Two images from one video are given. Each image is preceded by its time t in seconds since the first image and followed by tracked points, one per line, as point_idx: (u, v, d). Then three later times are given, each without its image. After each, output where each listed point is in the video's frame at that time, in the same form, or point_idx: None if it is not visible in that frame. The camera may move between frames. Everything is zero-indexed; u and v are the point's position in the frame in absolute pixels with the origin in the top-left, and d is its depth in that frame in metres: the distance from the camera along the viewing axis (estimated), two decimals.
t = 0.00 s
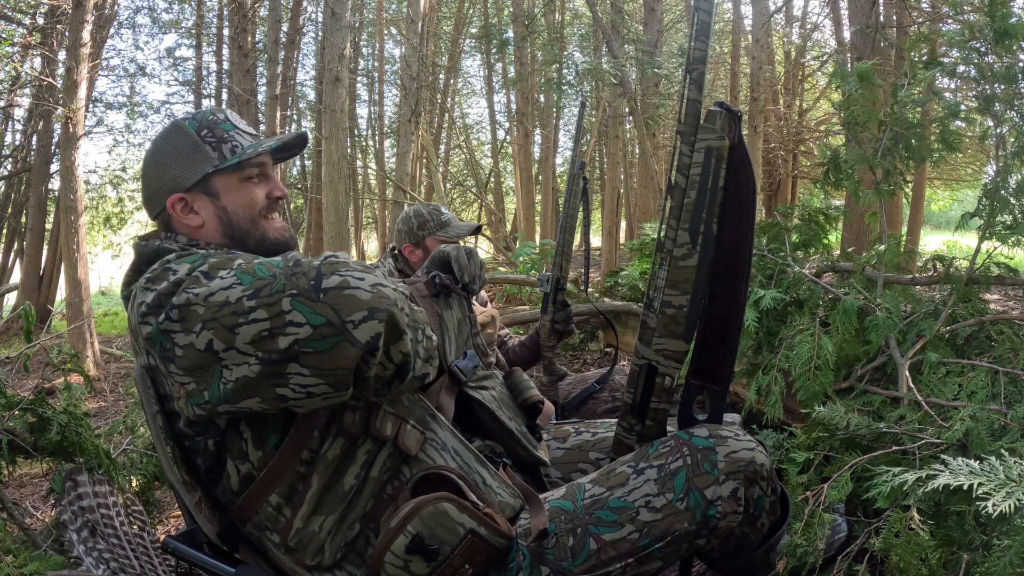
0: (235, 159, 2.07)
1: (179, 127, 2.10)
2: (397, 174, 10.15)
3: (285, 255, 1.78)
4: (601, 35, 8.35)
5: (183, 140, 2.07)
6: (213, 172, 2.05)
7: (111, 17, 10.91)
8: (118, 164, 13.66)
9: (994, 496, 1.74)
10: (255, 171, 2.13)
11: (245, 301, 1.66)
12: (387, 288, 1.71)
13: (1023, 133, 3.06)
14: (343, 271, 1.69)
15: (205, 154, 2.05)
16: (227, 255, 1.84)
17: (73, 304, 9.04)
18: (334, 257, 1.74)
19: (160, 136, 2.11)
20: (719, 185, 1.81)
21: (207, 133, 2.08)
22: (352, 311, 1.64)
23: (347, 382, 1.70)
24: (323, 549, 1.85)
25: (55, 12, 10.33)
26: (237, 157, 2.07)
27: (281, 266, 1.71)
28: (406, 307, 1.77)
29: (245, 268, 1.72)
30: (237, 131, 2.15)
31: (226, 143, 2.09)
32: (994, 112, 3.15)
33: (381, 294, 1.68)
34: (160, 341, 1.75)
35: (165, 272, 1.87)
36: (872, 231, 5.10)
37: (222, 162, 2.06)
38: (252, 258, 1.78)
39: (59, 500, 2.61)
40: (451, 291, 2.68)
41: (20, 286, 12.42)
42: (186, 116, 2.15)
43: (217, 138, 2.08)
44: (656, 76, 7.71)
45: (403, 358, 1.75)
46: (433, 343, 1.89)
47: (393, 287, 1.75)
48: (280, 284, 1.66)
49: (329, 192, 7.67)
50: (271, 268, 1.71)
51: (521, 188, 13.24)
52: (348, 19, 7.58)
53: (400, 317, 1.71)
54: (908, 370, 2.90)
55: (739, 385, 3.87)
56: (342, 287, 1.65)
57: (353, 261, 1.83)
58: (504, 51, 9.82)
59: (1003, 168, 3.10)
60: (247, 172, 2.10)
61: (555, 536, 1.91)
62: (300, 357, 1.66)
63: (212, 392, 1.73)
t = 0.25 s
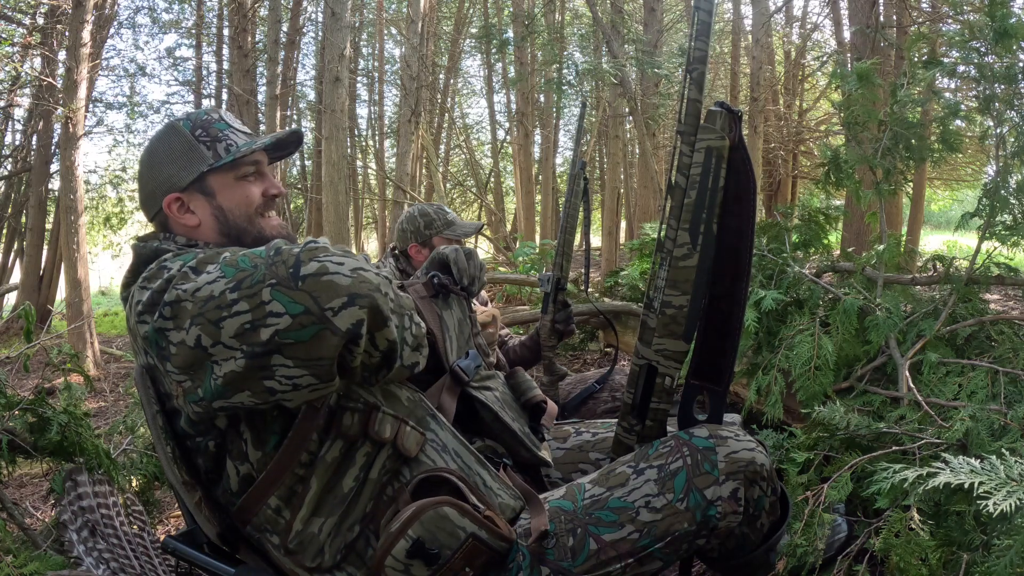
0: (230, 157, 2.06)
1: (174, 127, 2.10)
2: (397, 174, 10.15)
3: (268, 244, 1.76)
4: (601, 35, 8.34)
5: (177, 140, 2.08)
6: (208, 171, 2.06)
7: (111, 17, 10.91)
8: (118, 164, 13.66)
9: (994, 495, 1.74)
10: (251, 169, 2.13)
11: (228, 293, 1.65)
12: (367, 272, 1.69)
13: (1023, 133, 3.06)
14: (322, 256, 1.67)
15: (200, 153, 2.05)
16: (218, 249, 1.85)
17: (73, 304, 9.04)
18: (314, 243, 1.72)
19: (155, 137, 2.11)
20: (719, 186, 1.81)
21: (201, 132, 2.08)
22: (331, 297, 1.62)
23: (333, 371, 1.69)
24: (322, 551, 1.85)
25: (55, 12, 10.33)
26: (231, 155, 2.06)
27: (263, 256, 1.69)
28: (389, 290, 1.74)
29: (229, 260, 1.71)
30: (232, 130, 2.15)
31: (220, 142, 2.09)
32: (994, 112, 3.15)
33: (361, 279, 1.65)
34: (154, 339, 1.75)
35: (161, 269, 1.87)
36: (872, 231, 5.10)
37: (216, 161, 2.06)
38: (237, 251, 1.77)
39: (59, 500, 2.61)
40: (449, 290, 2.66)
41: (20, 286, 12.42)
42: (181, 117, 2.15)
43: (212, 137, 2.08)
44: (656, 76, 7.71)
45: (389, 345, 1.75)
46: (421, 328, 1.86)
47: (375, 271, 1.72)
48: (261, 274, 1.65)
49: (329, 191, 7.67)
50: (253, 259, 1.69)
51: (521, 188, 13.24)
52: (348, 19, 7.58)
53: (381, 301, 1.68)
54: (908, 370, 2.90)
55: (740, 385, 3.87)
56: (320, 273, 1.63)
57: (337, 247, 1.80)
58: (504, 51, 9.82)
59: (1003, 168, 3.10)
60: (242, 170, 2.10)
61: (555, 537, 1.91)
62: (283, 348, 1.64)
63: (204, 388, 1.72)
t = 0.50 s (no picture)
0: (226, 158, 2.06)
1: (170, 128, 2.10)
2: (397, 174, 10.15)
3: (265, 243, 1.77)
4: (601, 35, 8.34)
5: (174, 141, 2.08)
6: (205, 172, 2.06)
7: (111, 17, 10.91)
8: (118, 164, 13.66)
9: (993, 495, 1.74)
10: (247, 169, 2.13)
11: (224, 292, 1.65)
12: (363, 272, 1.70)
13: (1023, 134, 3.06)
14: (317, 256, 1.68)
15: (196, 154, 2.05)
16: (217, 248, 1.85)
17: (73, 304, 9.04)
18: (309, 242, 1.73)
19: (152, 139, 2.11)
20: (719, 186, 1.81)
21: (197, 133, 2.08)
22: (326, 297, 1.63)
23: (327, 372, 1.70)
24: (322, 552, 1.85)
25: (55, 13, 10.33)
26: (227, 156, 2.06)
27: (259, 256, 1.70)
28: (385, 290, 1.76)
29: (226, 259, 1.72)
30: (228, 130, 2.15)
31: (216, 143, 2.09)
32: (994, 112, 3.15)
33: (357, 279, 1.67)
34: (153, 338, 1.75)
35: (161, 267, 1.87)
36: (872, 231, 5.10)
37: (213, 162, 2.06)
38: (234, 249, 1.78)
39: (59, 500, 2.61)
40: (447, 290, 2.66)
41: (20, 286, 12.42)
42: (178, 118, 2.15)
43: (208, 138, 2.08)
44: (656, 76, 7.71)
45: (384, 346, 1.77)
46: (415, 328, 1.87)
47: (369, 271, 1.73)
48: (257, 273, 1.66)
49: (329, 191, 7.67)
50: (250, 257, 1.70)
51: (521, 188, 13.25)
52: (348, 19, 7.59)
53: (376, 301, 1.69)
54: (908, 370, 2.90)
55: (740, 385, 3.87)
56: (314, 273, 1.64)
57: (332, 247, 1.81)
58: (504, 51, 9.82)
59: (1003, 168, 3.10)
60: (238, 171, 2.09)
61: (555, 537, 1.91)
62: (278, 348, 1.65)
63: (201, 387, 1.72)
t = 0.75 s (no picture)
0: (225, 158, 2.06)
1: (169, 129, 2.10)
2: (397, 174, 10.15)
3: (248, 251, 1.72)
4: (601, 35, 8.33)
5: (173, 142, 2.08)
6: (204, 172, 2.05)
7: (111, 17, 10.91)
8: (118, 164, 13.65)
9: (993, 496, 1.74)
10: (247, 169, 2.13)
11: (201, 305, 1.63)
12: (334, 288, 1.61)
13: (1023, 134, 3.07)
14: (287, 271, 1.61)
15: (195, 154, 2.05)
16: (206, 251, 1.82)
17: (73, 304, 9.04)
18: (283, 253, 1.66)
19: (151, 140, 2.11)
20: (719, 187, 1.81)
21: (196, 133, 2.08)
22: (293, 318, 1.56)
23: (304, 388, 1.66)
24: (322, 552, 1.86)
25: (55, 12, 10.32)
26: (226, 156, 2.06)
27: (236, 267, 1.66)
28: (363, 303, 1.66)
29: (208, 271, 1.69)
30: (227, 130, 2.14)
31: (215, 142, 2.08)
32: (994, 112, 3.15)
33: (326, 297, 1.59)
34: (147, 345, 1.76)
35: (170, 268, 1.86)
36: (872, 231, 5.10)
37: (211, 162, 2.06)
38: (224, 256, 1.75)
39: (59, 500, 2.61)
40: (443, 289, 2.66)
41: (20, 286, 12.42)
42: (177, 118, 2.15)
43: (207, 138, 2.08)
44: (656, 76, 7.71)
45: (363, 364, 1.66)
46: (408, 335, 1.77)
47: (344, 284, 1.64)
48: (231, 288, 1.62)
49: (329, 191, 7.67)
50: (228, 269, 1.67)
51: (521, 187, 13.24)
52: (348, 19, 7.58)
53: (347, 320, 1.60)
54: (908, 370, 2.90)
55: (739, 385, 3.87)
56: (281, 291, 1.57)
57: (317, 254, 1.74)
58: (504, 51, 9.82)
59: (1003, 168, 3.10)
60: (237, 171, 2.09)
61: (555, 537, 1.91)
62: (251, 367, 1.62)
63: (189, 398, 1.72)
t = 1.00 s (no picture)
0: (218, 160, 2.07)
1: (163, 131, 2.10)
2: (397, 174, 10.15)
3: (193, 323, 1.62)
4: (601, 36, 8.33)
5: (167, 144, 2.08)
6: (197, 174, 2.06)
7: (111, 17, 10.91)
8: (118, 164, 13.65)
9: (993, 496, 1.73)
10: (242, 170, 2.13)
11: (160, 396, 1.62)
12: (288, 398, 1.59)
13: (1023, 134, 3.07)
14: (236, 391, 1.57)
15: (188, 156, 2.06)
16: (149, 293, 1.70)
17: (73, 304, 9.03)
18: (227, 357, 1.58)
19: (146, 143, 2.12)
20: (719, 187, 1.81)
21: (189, 135, 2.08)
22: (259, 441, 1.60)
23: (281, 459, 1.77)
24: (321, 555, 1.86)
25: (55, 12, 10.32)
26: (218, 158, 2.07)
27: (189, 359, 1.60)
28: (320, 387, 1.65)
29: (160, 349, 1.63)
30: (221, 131, 2.14)
31: (209, 144, 2.09)
32: (994, 112, 3.15)
33: (284, 414, 1.58)
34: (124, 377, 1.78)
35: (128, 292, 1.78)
36: (872, 231, 5.10)
37: (204, 164, 2.06)
38: (173, 317, 1.66)
39: (60, 500, 2.61)
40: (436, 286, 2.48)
41: (20, 286, 12.42)
42: (172, 120, 2.15)
43: (200, 140, 2.08)
44: (656, 76, 7.71)
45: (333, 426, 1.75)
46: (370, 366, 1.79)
47: (297, 382, 1.61)
48: (189, 390, 1.60)
49: (329, 192, 7.67)
50: (179, 359, 1.60)
51: (520, 188, 13.25)
52: (348, 19, 7.58)
53: (309, 423, 1.63)
54: (908, 370, 2.90)
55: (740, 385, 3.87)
56: (237, 420, 1.57)
57: (262, 317, 1.64)
58: (504, 51, 9.82)
59: (1003, 168, 3.10)
60: (231, 172, 2.10)
61: (555, 537, 1.91)
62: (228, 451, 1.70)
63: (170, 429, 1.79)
